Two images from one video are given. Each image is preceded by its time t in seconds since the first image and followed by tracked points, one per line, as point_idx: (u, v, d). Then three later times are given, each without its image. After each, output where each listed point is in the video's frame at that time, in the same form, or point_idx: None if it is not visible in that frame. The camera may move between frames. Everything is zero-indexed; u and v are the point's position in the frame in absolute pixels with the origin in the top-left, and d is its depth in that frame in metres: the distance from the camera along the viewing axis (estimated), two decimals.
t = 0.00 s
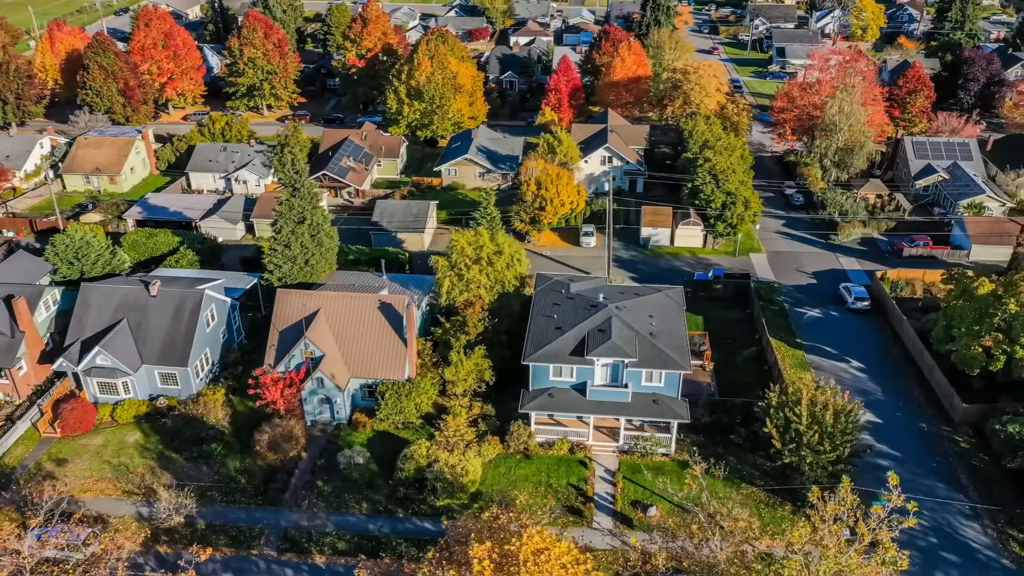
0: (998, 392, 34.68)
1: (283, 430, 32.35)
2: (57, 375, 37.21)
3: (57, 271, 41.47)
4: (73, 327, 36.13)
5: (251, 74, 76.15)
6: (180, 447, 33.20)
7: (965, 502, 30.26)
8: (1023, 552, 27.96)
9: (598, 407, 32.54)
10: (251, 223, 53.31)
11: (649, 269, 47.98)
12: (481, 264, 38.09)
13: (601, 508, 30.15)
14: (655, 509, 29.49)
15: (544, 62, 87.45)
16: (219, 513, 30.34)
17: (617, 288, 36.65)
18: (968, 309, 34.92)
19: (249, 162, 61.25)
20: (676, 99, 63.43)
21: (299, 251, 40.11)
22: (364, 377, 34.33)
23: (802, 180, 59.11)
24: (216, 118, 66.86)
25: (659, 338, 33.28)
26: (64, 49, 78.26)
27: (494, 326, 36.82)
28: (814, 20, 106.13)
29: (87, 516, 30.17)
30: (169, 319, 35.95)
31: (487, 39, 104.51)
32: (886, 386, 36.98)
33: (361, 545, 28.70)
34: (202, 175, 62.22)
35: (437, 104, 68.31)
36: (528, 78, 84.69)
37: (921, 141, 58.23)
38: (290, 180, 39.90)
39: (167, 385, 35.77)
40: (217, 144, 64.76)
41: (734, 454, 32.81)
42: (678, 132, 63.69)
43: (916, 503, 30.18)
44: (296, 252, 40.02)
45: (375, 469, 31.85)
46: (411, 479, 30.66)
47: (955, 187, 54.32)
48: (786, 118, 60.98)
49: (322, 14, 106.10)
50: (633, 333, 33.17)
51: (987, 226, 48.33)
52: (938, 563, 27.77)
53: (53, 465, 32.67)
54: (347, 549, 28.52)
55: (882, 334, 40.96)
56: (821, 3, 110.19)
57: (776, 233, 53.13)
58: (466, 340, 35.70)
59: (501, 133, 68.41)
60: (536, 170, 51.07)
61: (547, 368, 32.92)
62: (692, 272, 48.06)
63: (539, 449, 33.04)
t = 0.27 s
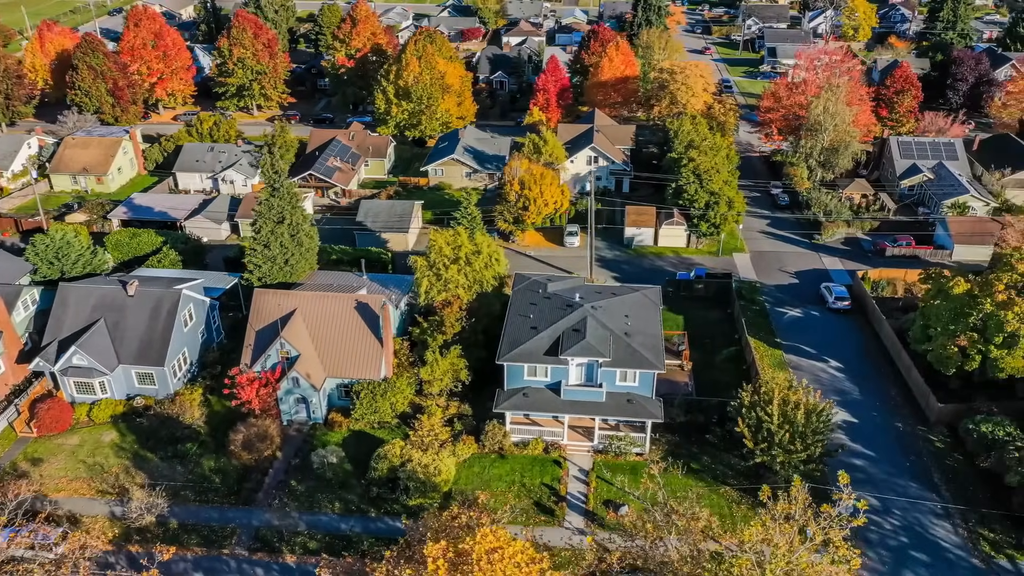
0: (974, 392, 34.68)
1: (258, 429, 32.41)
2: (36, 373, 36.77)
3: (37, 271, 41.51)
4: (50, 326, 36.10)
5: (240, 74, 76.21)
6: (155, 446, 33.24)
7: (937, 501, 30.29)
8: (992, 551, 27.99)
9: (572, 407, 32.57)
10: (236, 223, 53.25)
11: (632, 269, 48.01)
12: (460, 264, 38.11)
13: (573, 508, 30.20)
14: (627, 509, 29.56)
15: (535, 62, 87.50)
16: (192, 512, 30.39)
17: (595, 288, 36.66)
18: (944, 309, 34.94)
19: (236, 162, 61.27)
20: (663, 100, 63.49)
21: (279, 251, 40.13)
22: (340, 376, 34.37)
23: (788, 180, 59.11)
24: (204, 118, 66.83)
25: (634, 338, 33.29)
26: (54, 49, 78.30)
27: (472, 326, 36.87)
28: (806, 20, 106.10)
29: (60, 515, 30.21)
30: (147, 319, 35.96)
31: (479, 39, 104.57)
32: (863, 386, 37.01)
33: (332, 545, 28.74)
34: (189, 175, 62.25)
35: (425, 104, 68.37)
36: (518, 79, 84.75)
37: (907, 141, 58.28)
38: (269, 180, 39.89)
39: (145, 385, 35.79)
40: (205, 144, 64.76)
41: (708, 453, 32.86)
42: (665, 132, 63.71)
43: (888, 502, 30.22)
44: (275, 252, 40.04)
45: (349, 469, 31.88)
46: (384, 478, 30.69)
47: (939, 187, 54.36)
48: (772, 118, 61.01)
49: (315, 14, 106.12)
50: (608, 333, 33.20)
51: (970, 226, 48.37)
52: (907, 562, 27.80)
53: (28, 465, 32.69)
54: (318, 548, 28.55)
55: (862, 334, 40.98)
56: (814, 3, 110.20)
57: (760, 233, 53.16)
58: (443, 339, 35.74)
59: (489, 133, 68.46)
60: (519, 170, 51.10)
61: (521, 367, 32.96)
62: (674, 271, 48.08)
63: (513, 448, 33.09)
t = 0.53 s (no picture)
0: (949, 392, 34.78)
1: (233, 429, 32.47)
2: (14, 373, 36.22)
3: (17, 270, 41.51)
4: (27, 326, 36.09)
5: (230, 75, 76.33)
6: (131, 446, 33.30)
7: (909, 500, 30.31)
8: (962, 550, 28.02)
9: (546, 406, 32.57)
10: (221, 223, 53.24)
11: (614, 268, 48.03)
12: (438, 264, 38.14)
13: (545, 507, 30.22)
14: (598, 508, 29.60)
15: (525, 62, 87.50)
16: (165, 511, 30.44)
17: (572, 287, 36.69)
18: (920, 309, 34.99)
19: (222, 162, 61.34)
20: (650, 100, 63.54)
21: (258, 251, 40.16)
22: (316, 376, 34.41)
23: (774, 180, 59.11)
24: (192, 118, 66.84)
25: (609, 338, 33.30)
26: (44, 50, 78.39)
27: (449, 326, 36.93)
28: (799, 20, 106.03)
29: (33, 515, 30.24)
30: (124, 318, 36.01)
31: (472, 39, 104.66)
32: (840, 385, 37.02)
33: (303, 544, 28.78)
34: (176, 175, 62.30)
35: (414, 104, 68.42)
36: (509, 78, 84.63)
37: (892, 141, 58.30)
38: (248, 180, 39.90)
39: (122, 384, 35.83)
40: (192, 144, 64.77)
41: (683, 452, 32.88)
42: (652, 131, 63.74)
43: (860, 502, 30.25)
44: (254, 252, 40.06)
45: (323, 468, 31.91)
46: (357, 478, 30.71)
47: (924, 186, 54.40)
48: (759, 118, 61.01)
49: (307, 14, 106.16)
50: (582, 333, 33.22)
51: (952, 226, 48.39)
52: (877, 561, 27.83)
53: (3, 464, 32.72)
54: (289, 547, 28.59)
55: (841, 333, 40.99)
56: (807, 3, 110.19)
57: (744, 233, 53.18)
58: (420, 339, 35.78)
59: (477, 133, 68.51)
60: (503, 170, 51.12)
61: (495, 367, 32.98)
62: (657, 271, 48.09)
63: (488, 448, 33.10)
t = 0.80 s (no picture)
0: (920, 392, 34.83)
1: (203, 428, 32.54)
2: None
3: None
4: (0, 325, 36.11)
5: (217, 74, 76.39)
6: (101, 445, 33.36)
7: (875, 499, 30.34)
8: (925, 550, 28.06)
9: (515, 405, 32.62)
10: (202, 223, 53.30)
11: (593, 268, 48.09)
12: (412, 263, 38.19)
13: (511, 506, 30.27)
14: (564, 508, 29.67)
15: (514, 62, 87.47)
16: (133, 510, 30.50)
17: (544, 287, 36.74)
18: (891, 308, 35.02)
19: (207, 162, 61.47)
20: (634, 99, 63.57)
21: (233, 250, 40.20)
22: (287, 375, 34.47)
23: (757, 180, 59.13)
24: (178, 118, 66.91)
25: (579, 337, 33.37)
26: (31, 50, 78.50)
27: (422, 326, 36.99)
28: (790, 20, 105.99)
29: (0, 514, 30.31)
30: (97, 318, 36.05)
31: (462, 39, 104.67)
32: (813, 385, 37.08)
33: (269, 543, 28.82)
34: (161, 175, 62.36)
35: (399, 104, 68.42)
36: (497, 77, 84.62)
37: (875, 140, 58.35)
38: (223, 180, 39.98)
39: (94, 384, 35.88)
40: (177, 144, 64.80)
41: (653, 452, 32.91)
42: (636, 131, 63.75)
43: (826, 501, 30.29)
44: (230, 251, 40.09)
45: (292, 467, 31.96)
46: (324, 477, 30.76)
47: (906, 186, 54.44)
48: (742, 118, 61.01)
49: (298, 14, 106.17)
50: (552, 332, 33.28)
51: (932, 225, 48.41)
52: (840, 560, 27.87)
53: None
54: (255, 546, 28.64)
55: (817, 333, 41.04)
56: (798, 2, 110.17)
57: (725, 232, 53.23)
58: (392, 338, 35.85)
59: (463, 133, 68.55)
60: (484, 170, 51.16)
61: (465, 366, 33.03)
62: (636, 271, 48.10)
63: (458, 447, 33.16)
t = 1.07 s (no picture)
0: (895, 391, 34.88)
1: (177, 427, 32.60)
2: None
3: None
4: None
5: (206, 74, 76.42)
6: (76, 444, 33.42)
7: (846, 499, 30.38)
8: (893, 549, 28.09)
9: (488, 405, 32.66)
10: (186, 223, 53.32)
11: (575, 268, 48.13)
12: (389, 263, 38.22)
13: (482, 505, 30.33)
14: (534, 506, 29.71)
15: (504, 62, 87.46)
16: (105, 510, 30.57)
17: (520, 286, 36.78)
18: (866, 307, 35.04)
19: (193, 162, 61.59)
20: (620, 99, 63.58)
21: (212, 250, 40.20)
22: (262, 374, 34.52)
23: (743, 179, 59.13)
24: (165, 118, 66.91)
25: (552, 336, 33.41)
26: (20, 50, 78.53)
27: (398, 325, 37.06)
28: (782, 20, 105.89)
29: None
30: (74, 317, 36.06)
31: (454, 39, 104.61)
32: (789, 384, 37.12)
33: (239, 542, 28.85)
34: (148, 175, 62.42)
35: (387, 103, 68.39)
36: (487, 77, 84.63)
37: (860, 140, 58.34)
38: (201, 180, 40.06)
39: (71, 383, 35.90)
40: (164, 144, 64.81)
41: (626, 451, 32.95)
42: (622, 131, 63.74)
43: (797, 500, 30.33)
44: (209, 251, 40.08)
45: (265, 466, 32.00)
46: (296, 476, 30.80)
47: (890, 186, 54.42)
48: (728, 117, 60.99)
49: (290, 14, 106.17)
50: (526, 331, 33.32)
51: (913, 225, 48.42)
52: (808, 559, 27.90)
53: None
54: (225, 545, 28.68)
55: (795, 332, 41.08)
56: (791, 2, 110.05)
57: (709, 232, 53.26)
58: (368, 337, 35.88)
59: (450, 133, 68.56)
60: (467, 170, 51.17)
61: (438, 366, 33.07)
62: (618, 270, 48.11)
63: (431, 447, 33.21)
